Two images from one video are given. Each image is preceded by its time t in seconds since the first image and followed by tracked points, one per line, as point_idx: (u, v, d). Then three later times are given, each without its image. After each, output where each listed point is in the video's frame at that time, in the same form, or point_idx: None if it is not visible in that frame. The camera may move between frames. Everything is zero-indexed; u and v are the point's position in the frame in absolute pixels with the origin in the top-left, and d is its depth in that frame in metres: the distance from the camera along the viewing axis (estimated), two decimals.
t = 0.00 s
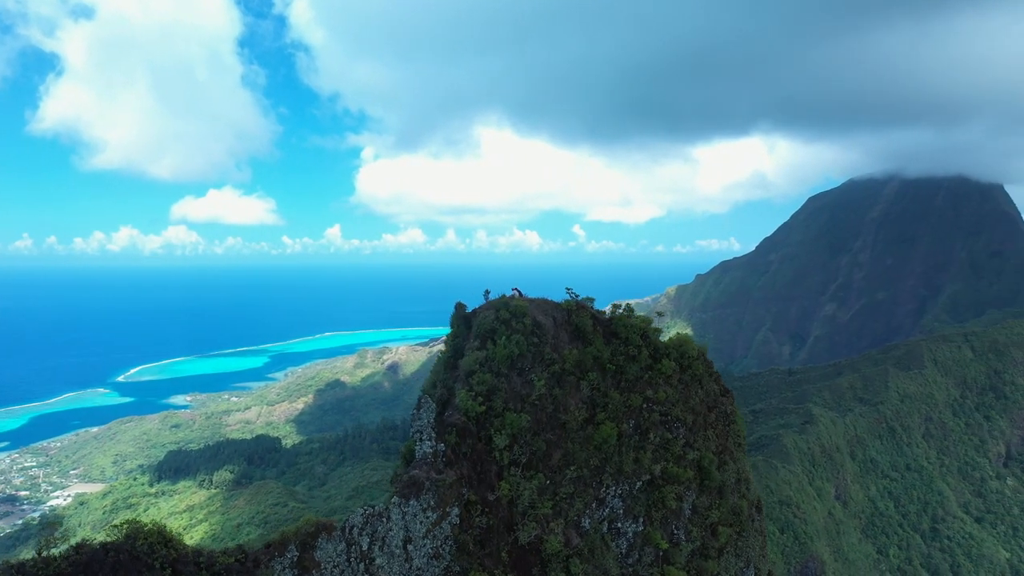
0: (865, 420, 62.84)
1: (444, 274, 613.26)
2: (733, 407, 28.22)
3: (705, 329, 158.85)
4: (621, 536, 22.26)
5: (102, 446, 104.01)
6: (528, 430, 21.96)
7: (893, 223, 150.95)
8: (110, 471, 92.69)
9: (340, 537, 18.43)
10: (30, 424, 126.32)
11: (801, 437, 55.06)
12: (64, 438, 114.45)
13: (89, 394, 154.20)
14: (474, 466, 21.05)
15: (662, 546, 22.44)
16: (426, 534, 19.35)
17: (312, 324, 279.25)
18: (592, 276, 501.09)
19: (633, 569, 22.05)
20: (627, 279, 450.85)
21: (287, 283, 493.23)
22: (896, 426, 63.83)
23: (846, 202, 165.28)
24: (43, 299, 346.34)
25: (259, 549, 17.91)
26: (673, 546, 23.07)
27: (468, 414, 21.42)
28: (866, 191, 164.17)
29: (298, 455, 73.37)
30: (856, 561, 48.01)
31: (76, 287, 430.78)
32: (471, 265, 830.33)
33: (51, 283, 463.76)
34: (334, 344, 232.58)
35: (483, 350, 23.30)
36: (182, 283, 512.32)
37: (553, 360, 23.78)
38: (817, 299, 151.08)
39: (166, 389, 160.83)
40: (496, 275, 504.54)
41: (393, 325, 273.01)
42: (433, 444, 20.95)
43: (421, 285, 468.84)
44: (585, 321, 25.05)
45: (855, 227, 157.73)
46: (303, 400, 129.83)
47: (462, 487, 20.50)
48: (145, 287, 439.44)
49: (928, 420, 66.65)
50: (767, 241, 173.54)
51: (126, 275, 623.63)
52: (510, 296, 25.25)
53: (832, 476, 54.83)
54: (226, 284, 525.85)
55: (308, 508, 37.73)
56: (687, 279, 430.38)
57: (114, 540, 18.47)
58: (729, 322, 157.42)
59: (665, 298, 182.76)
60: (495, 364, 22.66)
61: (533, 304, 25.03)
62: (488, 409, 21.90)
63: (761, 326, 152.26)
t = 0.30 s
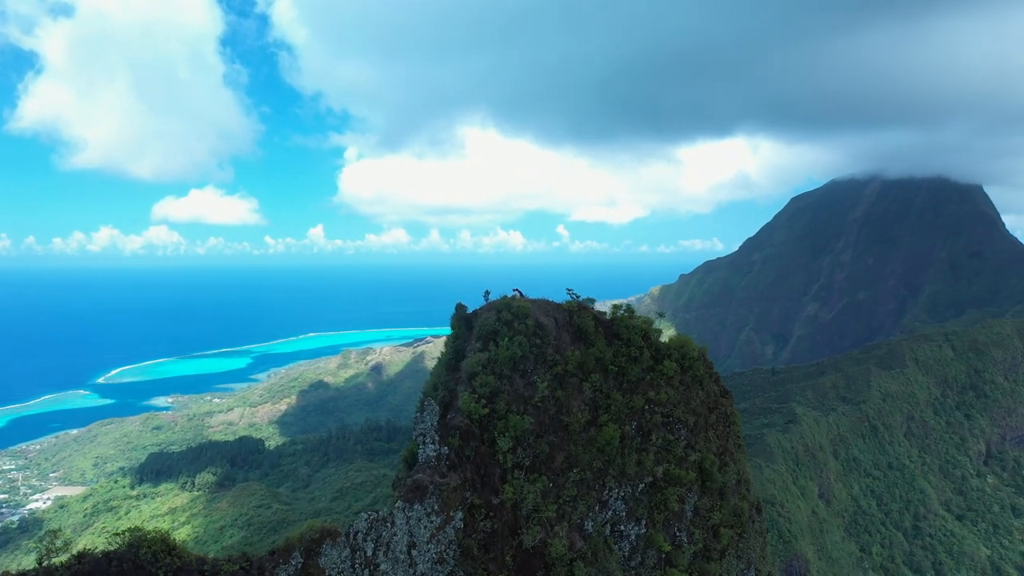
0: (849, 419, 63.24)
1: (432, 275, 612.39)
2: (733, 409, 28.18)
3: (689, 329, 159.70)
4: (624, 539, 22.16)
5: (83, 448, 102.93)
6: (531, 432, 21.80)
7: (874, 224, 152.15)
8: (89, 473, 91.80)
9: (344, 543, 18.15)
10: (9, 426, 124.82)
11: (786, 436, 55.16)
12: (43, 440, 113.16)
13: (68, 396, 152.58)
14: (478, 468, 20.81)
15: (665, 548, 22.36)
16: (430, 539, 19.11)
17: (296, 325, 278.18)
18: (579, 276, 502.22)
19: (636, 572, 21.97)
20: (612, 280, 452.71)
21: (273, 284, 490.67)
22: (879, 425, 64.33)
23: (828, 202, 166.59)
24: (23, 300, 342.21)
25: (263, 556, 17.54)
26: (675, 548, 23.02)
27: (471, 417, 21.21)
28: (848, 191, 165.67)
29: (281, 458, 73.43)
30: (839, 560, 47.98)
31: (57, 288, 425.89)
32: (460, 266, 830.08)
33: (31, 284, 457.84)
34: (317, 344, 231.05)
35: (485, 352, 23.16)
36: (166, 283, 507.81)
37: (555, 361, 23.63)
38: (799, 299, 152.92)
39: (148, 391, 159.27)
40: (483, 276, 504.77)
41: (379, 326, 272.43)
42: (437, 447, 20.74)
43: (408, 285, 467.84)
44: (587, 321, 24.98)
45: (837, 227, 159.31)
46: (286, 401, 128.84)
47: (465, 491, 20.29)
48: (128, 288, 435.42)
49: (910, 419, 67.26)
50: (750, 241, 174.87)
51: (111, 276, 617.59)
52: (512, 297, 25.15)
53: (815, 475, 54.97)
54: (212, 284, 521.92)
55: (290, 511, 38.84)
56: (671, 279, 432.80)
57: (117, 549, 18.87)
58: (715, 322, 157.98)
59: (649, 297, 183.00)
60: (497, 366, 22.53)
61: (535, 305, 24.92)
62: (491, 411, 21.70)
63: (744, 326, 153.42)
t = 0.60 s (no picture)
0: (831, 417, 63.84)
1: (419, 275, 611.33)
2: (732, 409, 28.16)
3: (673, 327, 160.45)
4: (626, 541, 22.08)
5: (63, 450, 102.06)
6: (534, 434, 21.67)
7: (857, 224, 152.44)
8: (70, 475, 91.18)
9: (349, 548, 17.87)
10: None
11: (770, 434, 55.43)
12: (23, 442, 112.10)
13: (48, 397, 151.15)
14: (481, 471, 20.62)
15: (667, 550, 22.32)
16: (434, 543, 18.88)
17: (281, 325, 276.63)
18: (565, 276, 503.31)
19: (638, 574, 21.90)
20: (598, 279, 453.97)
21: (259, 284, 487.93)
22: (861, 423, 64.94)
23: (810, 202, 167.32)
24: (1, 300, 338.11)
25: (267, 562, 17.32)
26: (677, 550, 22.97)
27: (474, 419, 21.05)
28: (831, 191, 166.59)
29: (265, 457, 74.25)
30: (822, 557, 48.04)
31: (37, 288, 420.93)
32: (449, 265, 828.30)
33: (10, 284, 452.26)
34: (300, 345, 229.10)
35: (487, 353, 22.98)
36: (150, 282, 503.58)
37: (557, 362, 23.48)
38: (782, 299, 153.89)
39: (128, 392, 157.81)
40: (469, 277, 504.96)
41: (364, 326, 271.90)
42: (440, 450, 20.53)
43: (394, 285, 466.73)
44: (589, 322, 24.86)
45: (820, 228, 159.80)
46: (269, 402, 127.99)
47: (469, 494, 20.08)
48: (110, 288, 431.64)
49: (892, 416, 67.74)
50: (734, 240, 175.86)
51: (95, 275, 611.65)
52: (513, 297, 25.04)
53: (799, 473, 55.16)
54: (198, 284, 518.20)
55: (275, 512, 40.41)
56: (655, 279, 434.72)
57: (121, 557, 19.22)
58: (701, 322, 158.55)
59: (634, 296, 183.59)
60: (500, 367, 22.35)
61: (536, 306, 24.81)
62: (494, 413, 21.51)
63: (728, 325, 154.63)
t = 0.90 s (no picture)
0: (815, 416, 64.29)
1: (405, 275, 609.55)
2: (730, 410, 28.14)
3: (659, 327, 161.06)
4: (628, 542, 21.98)
5: (42, 453, 100.73)
6: (536, 436, 21.47)
7: (838, 224, 154.85)
8: (50, 477, 90.32)
9: (352, 553, 17.51)
10: None
11: (755, 434, 55.45)
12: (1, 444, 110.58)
13: (27, 399, 149.03)
14: (484, 473, 20.36)
15: (668, 552, 22.29)
16: (437, 547, 18.59)
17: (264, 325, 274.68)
18: (551, 275, 504.76)
19: None
20: (582, 278, 455.80)
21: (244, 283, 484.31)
22: (843, 422, 65.50)
23: (794, 201, 169.38)
24: None
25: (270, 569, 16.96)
26: (678, 551, 22.90)
27: (476, 420, 20.78)
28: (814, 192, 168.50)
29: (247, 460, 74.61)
30: (806, 556, 48.07)
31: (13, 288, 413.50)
32: (437, 265, 826.53)
33: None
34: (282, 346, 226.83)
35: (489, 353, 22.68)
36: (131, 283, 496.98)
37: (558, 363, 23.31)
38: (765, 298, 154.30)
39: (107, 393, 155.66)
40: (455, 277, 505.17)
41: (348, 326, 271.35)
42: (443, 452, 20.18)
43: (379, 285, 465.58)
44: (589, 322, 24.71)
45: (801, 228, 162.13)
46: (252, 402, 126.94)
47: (472, 497, 19.81)
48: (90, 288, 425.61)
49: (875, 415, 68.40)
50: (717, 240, 176.83)
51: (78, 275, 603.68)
52: (513, 297, 24.82)
53: (783, 472, 55.10)
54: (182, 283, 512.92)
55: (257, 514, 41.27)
56: (638, 279, 437.34)
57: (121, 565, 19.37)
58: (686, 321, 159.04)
59: (618, 296, 184.20)
60: (501, 368, 22.05)
61: (537, 306, 24.63)
62: (496, 414, 21.28)
63: (711, 325, 154.69)
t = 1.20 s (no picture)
0: (799, 416, 64.35)
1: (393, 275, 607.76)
2: (729, 410, 28.06)
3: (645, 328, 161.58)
4: (630, 544, 21.84)
5: (21, 457, 99.55)
6: (538, 437, 21.09)
7: (821, 224, 155.64)
8: (30, 480, 90.49)
9: (356, 558, 17.43)
10: None
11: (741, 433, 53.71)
12: None
13: (6, 401, 147.41)
14: (486, 476, 20.01)
15: (670, 553, 22.21)
16: (440, 551, 18.36)
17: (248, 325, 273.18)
18: (537, 275, 506.18)
19: None
20: (568, 279, 458.18)
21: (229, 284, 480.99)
22: (827, 421, 65.81)
23: (777, 202, 170.61)
24: None
25: None
26: (679, 553, 22.86)
27: (478, 422, 20.33)
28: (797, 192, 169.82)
29: (231, 462, 75.43)
30: (791, 555, 47.61)
31: None
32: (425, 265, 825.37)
33: None
34: (265, 347, 225.14)
35: (490, 354, 22.20)
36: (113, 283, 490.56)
37: (560, 363, 22.95)
38: (749, 299, 155.66)
39: (87, 395, 153.57)
40: (441, 278, 505.78)
41: (333, 326, 271.35)
42: (445, 454, 19.79)
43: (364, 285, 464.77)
44: (590, 323, 24.45)
45: (784, 228, 162.76)
46: (235, 404, 125.91)
47: (475, 500, 19.48)
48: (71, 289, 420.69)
49: (858, 414, 68.95)
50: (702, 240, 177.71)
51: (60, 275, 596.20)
52: (514, 297, 24.40)
53: (768, 471, 54.30)
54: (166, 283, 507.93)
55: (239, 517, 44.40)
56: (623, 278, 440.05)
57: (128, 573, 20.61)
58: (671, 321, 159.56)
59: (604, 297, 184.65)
60: (504, 369, 21.59)
61: (538, 306, 24.23)
62: (499, 416, 20.79)
63: (695, 326, 155.39)
